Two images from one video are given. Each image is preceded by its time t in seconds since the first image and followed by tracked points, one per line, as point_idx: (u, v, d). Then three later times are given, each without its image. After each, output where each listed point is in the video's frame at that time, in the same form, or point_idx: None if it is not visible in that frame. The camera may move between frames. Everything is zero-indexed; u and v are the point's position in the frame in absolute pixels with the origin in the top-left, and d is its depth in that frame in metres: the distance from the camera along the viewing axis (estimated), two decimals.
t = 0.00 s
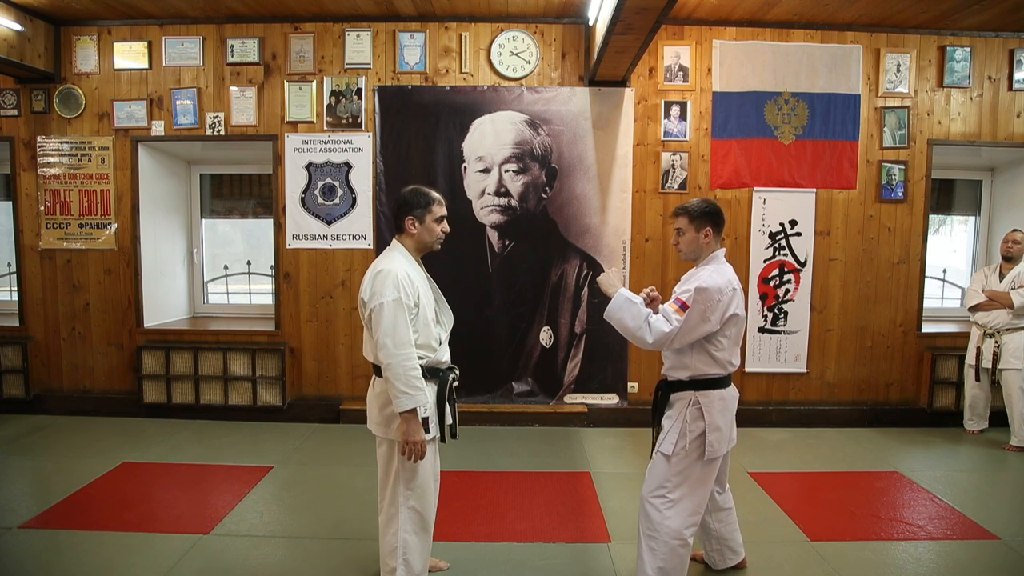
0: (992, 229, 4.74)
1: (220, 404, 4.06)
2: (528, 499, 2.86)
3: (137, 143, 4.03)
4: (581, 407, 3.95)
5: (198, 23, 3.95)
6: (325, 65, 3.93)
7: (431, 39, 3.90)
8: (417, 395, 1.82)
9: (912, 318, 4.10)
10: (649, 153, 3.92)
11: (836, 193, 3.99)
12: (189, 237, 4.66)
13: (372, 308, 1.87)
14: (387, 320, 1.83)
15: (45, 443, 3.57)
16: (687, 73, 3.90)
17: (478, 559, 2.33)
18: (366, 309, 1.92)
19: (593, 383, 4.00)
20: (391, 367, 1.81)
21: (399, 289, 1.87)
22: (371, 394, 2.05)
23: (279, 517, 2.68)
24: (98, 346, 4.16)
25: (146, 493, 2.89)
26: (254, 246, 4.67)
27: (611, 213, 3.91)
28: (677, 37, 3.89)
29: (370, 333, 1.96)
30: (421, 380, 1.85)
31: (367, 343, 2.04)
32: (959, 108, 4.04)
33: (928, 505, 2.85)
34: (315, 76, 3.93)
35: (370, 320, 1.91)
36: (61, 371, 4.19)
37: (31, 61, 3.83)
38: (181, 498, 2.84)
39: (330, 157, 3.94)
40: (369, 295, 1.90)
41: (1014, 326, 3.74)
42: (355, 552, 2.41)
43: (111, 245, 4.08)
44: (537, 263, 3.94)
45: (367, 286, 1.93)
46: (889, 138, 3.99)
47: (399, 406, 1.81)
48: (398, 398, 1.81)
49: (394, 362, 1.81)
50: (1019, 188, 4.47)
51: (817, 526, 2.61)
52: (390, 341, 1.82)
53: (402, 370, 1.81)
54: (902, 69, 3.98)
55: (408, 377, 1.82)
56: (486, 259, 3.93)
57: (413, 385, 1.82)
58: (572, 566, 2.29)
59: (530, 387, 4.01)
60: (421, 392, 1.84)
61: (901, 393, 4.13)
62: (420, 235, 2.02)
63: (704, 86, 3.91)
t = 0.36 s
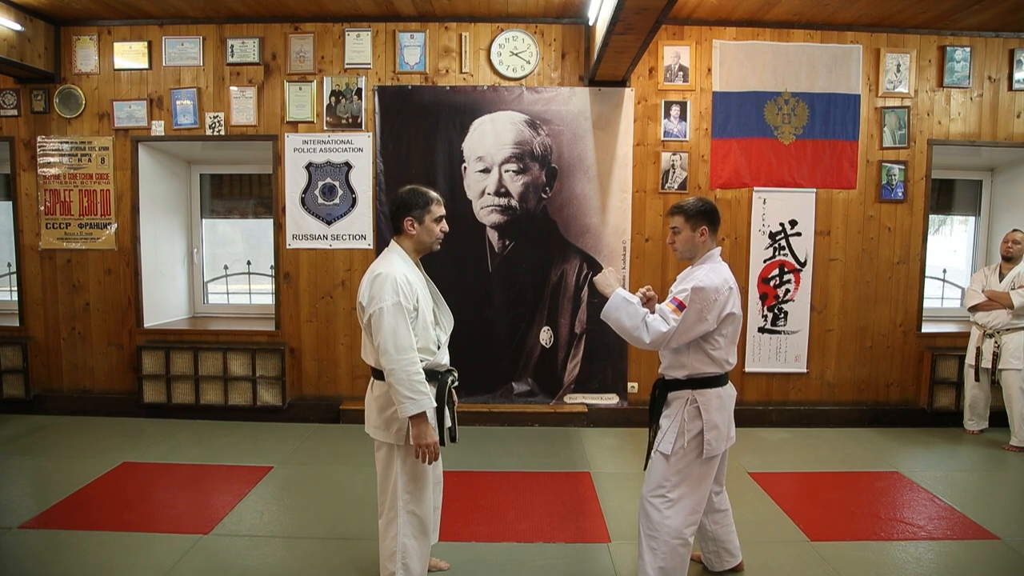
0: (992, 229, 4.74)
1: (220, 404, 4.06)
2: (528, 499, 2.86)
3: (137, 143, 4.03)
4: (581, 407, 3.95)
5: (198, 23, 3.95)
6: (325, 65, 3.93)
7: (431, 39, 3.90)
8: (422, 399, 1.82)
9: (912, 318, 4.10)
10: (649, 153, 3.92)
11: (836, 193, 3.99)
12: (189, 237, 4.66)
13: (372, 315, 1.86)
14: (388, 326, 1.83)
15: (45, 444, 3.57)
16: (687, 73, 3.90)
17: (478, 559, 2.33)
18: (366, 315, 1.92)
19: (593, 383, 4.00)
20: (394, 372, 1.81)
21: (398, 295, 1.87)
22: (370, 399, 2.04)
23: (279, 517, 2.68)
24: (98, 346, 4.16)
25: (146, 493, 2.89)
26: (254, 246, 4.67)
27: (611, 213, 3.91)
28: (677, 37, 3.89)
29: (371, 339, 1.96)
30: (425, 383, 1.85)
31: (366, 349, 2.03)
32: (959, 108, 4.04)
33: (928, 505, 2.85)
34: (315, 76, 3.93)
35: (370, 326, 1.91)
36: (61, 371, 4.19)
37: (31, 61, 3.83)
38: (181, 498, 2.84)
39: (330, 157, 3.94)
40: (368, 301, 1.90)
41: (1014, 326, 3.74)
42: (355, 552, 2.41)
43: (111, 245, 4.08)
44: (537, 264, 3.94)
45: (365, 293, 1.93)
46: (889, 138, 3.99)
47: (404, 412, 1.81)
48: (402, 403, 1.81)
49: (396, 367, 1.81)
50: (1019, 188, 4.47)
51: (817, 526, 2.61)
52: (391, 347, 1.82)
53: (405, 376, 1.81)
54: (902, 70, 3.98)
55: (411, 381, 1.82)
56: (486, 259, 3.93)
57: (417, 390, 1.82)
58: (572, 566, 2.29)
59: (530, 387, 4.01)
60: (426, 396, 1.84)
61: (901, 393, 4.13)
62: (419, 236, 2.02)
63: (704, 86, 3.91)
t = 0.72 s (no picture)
0: (992, 229, 4.74)
1: (220, 404, 4.06)
2: (528, 499, 2.86)
3: (137, 143, 4.03)
4: (581, 407, 3.95)
5: (198, 23, 3.95)
6: (325, 65, 3.93)
7: (431, 39, 3.90)
8: (421, 395, 1.81)
9: (912, 318, 4.10)
10: (649, 153, 3.92)
11: (835, 193, 3.99)
12: (189, 237, 4.66)
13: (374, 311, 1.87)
14: (389, 322, 1.83)
15: (45, 444, 3.57)
16: (687, 73, 3.90)
17: (478, 559, 2.33)
18: (368, 312, 1.92)
19: (593, 383, 4.00)
20: (394, 368, 1.81)
21: (401, 292, 1.87)
22: (371, 396, 2.05)
23: (279, 517, 2.68)
24: (98, 346, 4.16)
25: (145, 493, 2.89)
26: (254, 246, 4.67)
27: (611, 213, 3.91)
28: (677, 37, 3.89)
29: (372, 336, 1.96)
30: (425, 379, 1.84)
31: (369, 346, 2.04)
32: (959, 108, 4.04)
33: (928, 505, 2.85)
34: (315, 76, 3.93)
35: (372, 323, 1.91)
36: (61, 371, 4.19)
37: (31, 61, 3.83)
38: (181, 498, 2.84)
39: (329, 157, 3.94)
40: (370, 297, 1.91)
41: (1014, 326, 3.74)
42: (356, 552, 2.41)
43: (111, 245, 4.08)
44: (537, 264, 3.94)
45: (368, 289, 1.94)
46: (889, 138, 3.99)
47: (404, 407, 1.80)
48: (401, 399, 1.81)
49: (396, 364, 1.81)
50: (1019, 188, 4.47)
51: (817, 526, 2.61)
52: (391, 343, 1.82)
53: (404, 372, 1.81)
54: (902, 69, 3.98)
55: (411, 377, 1.81)
56: (486, 259, 3.93)
57: (416, 386, 1.81)
58: (572, 566, 2.29)
59: (530, 387, 4.01)
60: (426, 392, 1.84)
61: (901, 393, 4.13)
62: (421, 235, 2.02)
63: (704, 86, 3.91)
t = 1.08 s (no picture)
0: (992, 229, 4.74)
1: (220, 404, 4.06)
2: (529, 499, 2.86)
3: (137, 143, 4.03)
4: (581, 407, 3.95)
5: (198, 23, 3.95)
6: (325, 65, 3.93)
7: (431, 39, 3.90)
8: (451, 372, 1.83)
9: (912, 318, 4.10)
10: (649, 153, 3.92)
11: (836, 193, 3.99)
12: (189, 237, 4.66)
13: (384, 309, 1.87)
14: (400, 315, 1.84)
15: (45, 444, 3.57)
16: (687, 73, 3.90)
17: (478, 559, 2.33)
18: (373, 312, 1.92)
19: (593, 383, 4.00)
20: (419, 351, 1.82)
21: (405, 284, 1.88)
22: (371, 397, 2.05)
23: (279, 517, 2.68)
24: (98, 346, 4.16)
25: (145, 493, 2.89)
26: (254, 246, 4.67)
27: (611, 213, 3.92)
28: (677, 37, 3.89)
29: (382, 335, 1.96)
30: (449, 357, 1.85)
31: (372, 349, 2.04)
32: (959, 108, 4.04)
33: (928, 505, 2.85)
34: (315, 76, 3.93)
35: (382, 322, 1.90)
36: (61, 371, 4.19)
37: (31, 61, 3.83)
38: (181, 498, 2.84)
39: (330, 157, 3.94)
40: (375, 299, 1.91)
41: (1014, 326, 3.74)
42: (356, 552, 2.41)
43: (111, 245, 4.08)
44: (537, 264, 3.94)
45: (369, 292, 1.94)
46: (889, 138, 3.99)
47: (441, 386, 1.81)
48: (433, 381, 1.81)
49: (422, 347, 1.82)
50: (1019, 189, 4.47)
51: (817, 526, 2.61)
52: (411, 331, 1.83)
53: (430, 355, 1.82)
54: (902, 70, 3.98)
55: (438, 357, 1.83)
56: (486, 259, 3.93)
57: (442, 366, 1.82)
58: (572, 566, 2.29)
59: (530, 387, 4.01)
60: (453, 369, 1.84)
61: (901, 393, 4.13)
62: (419, 234, 2.02)
63: (704, 86, 3.91)
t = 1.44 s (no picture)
0: (992, 229, 4.74)
1: (220, 404, 4.06)
2: (529, 499, 2.86)
3: (137, 143, 4.03)
4: (581, 407, 3.95)
5: (198, 23, 3.95)
6: (326, 65, 3.93)
7: (431, 39, 3.90)
8: (462, 357, 1.85)
9: (912, 318, 4.10)
10: (649, 153, 3.92)
11: (836, 193, 3.99)
12: (189, 237, 4.66)
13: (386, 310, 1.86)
14: (402, 314, 1.84)
15: (45, 444, 3.57)
16: (687, 73, 3.90)
17: (478, 559, 2.33)
18: (373, 314, 1.92)
19: (593, 383, 4.00)
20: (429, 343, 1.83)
21: (402, 282, 1.88)
22: (370, 401, 2.05)
23: (279, 517, 2.68)
24: (98, 346, 4.16)
25: (145, 493, 2.89)
26: (254, 246, 4.67)
27: (611, 213, 3.91)
28: (677, 37, 3.89)
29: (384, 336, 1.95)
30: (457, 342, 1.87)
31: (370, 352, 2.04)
32: (959, 108, 4.04)
33: (928, 505, 2.85)
34: (315, 76, 3.93)
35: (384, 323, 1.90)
36: (60, 371, 4.19)
37: (31, 61, 3.83)
38: (181, 498, 2.84)
39: (329, 157, 3.94)
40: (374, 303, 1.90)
41: (1014, 326, 3.74)
42: (356, 552, 2.41)
43: (111, 245, 4.08)
44: (537, 264, 3.93)
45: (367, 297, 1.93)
46: (889, 138, 3.99)
47: (457, 372, 1.83)
48: (448, 370, 1.84)
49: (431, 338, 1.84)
50: (1019, 189, 4.47)
51: (817, 526, 2.61)
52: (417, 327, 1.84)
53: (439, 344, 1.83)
54: (902, 69, 3.98)
55: (448, 345, 1.84)
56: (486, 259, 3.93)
57: (452, 353, 1.84)
58: (571, 566, 2.29)
59: (530, 387, 4.01)
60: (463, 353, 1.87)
61: (901, 393, 4.13)
62: (418, 234, 2.02)
63: (704, 86, 3.91)
